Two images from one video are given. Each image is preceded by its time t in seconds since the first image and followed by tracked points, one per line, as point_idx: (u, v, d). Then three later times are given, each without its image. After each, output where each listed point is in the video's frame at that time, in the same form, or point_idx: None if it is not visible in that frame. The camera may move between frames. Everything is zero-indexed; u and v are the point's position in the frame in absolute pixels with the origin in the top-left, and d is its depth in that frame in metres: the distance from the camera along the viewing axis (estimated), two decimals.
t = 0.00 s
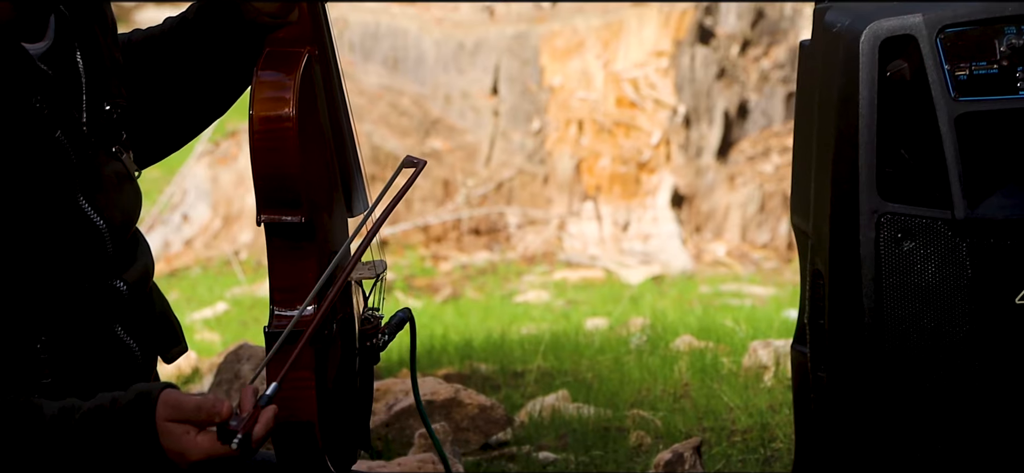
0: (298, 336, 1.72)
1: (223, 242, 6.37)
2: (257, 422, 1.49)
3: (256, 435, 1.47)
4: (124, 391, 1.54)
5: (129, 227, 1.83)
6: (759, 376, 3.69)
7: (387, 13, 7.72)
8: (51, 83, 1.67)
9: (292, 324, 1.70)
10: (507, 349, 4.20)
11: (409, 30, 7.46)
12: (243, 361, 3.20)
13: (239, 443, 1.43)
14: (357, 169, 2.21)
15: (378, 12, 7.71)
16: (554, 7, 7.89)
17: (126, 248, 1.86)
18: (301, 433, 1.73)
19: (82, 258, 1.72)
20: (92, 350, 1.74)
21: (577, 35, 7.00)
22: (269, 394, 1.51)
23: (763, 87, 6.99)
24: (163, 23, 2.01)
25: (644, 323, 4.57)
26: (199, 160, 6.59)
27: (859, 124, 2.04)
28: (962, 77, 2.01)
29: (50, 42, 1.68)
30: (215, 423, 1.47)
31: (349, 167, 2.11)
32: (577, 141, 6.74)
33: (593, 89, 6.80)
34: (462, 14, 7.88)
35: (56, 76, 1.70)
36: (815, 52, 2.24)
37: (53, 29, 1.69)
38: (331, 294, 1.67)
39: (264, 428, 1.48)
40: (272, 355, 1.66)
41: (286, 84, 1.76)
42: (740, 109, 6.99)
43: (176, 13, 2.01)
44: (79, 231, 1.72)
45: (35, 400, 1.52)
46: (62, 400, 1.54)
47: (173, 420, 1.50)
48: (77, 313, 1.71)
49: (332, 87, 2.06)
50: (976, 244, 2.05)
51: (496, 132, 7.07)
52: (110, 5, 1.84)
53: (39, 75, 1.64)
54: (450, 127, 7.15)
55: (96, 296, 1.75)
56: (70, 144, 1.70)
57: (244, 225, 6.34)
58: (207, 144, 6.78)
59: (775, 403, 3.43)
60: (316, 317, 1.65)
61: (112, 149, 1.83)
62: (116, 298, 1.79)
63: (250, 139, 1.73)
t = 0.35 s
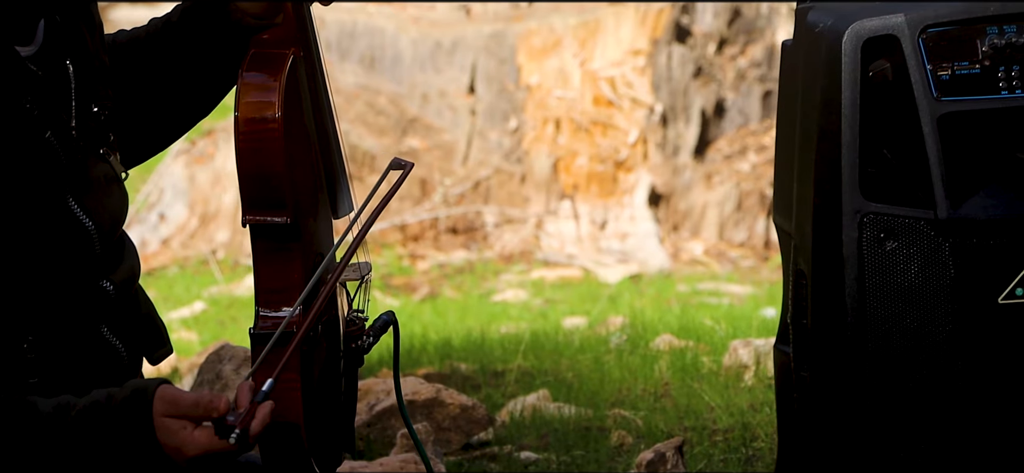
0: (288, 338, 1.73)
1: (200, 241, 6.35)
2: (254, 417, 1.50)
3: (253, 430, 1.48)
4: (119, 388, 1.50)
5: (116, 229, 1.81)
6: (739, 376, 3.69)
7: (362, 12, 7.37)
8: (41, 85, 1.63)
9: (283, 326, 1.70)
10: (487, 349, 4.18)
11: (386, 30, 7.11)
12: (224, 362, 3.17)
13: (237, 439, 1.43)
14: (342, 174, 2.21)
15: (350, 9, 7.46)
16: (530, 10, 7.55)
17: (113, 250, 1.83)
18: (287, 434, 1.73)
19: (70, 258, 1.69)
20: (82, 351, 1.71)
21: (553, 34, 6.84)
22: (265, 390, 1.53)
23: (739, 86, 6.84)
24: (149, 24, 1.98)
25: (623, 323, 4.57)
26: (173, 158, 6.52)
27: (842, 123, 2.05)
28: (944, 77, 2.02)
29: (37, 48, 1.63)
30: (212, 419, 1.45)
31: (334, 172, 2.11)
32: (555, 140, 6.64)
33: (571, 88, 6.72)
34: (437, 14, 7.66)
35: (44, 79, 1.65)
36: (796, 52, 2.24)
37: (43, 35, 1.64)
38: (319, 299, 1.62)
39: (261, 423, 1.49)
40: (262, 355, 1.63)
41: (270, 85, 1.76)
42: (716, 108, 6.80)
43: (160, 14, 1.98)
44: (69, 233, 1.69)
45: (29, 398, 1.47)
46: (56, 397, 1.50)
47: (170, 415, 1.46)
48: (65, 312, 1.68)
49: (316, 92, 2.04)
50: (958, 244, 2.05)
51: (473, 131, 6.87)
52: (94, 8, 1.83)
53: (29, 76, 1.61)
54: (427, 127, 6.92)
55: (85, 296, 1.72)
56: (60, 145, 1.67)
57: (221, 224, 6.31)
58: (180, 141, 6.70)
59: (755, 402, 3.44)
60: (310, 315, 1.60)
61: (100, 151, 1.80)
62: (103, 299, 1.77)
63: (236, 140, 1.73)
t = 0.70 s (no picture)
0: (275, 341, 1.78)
1: (183, 241, 6.18)
2: (250, 398, 1.46)
3: (248, 411, 1.45)
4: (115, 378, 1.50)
5: (114, 232, 1.79)
6: (726, 375, 3.70)
7: (343, 12, 6.75)
8: (38, 87, 1.68)
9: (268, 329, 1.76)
10: (472, 349, 4.17)
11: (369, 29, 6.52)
12: (213, 362, 3.16)
13: (231, 418, 1.42)
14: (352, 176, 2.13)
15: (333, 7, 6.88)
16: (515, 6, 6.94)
17: (111, 252, 1.82)
18: (250, 437, 1.77)
19: (67, 262, 1.68)
20: (76, 353, 1.70)
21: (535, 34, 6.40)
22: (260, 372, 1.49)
23: (723, 84, 6.39)
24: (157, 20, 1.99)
25: (607, 322, 4.56)
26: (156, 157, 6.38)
27: (831, 123, 2.05)
28: (935, 77, 2.02)
29: (33, 53, 1.69)
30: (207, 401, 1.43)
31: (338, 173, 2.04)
32: (538, 139, 6.26)
33: (553, 86, 6.25)
34: (419, 14, 7.00)
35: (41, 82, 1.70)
36: (786, 53, 2.24)
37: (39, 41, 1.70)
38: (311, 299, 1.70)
39: (256, 404, 1.45)
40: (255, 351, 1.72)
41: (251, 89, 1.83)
42: (699, 107, 6.37)
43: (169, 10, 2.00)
44: (65, 236, 1.67)
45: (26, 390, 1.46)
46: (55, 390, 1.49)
47: (165, 400, 1.46)
48: (59, 318, 1.67)
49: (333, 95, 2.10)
50: (949, 244, 2.05)
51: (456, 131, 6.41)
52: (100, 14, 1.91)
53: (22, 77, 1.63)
54: (410, 126, 6.40)
55: (81, 299, 1.71)
56: (54, 146, 1.67)
57: (204, 224, 6.16)
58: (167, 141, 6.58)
59: (743, 402, 3.44)
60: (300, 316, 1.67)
61: (95, 155, 1.79)
62: (99, 302, 1.76)
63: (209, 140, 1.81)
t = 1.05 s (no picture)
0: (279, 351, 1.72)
1: (167, 240, 6.14)
2: (263, 404, 1.43)
3: (261, 418, 1.42)
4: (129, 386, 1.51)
5: (114, 233, 1.81)
6: (715, 374, 3.70)
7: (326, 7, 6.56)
8: (40, 90, 1.69)
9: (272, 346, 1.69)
10: (460, 348, 4.16)
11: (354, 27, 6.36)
12: (203, 364, 3.13)
13: (245, 423, 1.38)
14: (350, 188, 2.02)
15: (316, 5, 6.77)
16: (500, 5, 6.77)
17: (112, 255, 1.84)
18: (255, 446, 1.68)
19: (69, 266, 1.70)
20: (73, 356, 1.72)
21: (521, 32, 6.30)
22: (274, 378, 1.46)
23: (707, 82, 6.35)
24: (157, 30, 2.01)
25: (594, 320, 4.54)
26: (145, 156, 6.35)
27: (823, 123, 2.05)
28: (926, 77, 2.03)
29: (34, 59, 1.70)
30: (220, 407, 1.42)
31: (334, 185, 1.92)
32: (524, 138, 6.22)
33: (540, 85, 6.20)
34: (404, 13, 6.87)
35: (43, 85, 1.70)
36: (777, 53, 2.24)
37: (39, 48, 1.71)
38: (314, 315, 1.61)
39: (268, 411, 1.42)
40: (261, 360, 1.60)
41: (246, 97, 1.77)
42: (685, 105, 6.33)
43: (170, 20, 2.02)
44: (67, 239, 1.69)
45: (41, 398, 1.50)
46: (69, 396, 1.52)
47: (178, 407, 1.46)
48: (61, 322, 1.69)
49: (336, 109, 2.01)
50: (940, 244, 2.06)
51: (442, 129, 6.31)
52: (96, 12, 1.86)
53: (27, 82, 1.66)
54: (395, 125, 6.29)
55: (81, 302, 1.73)
56: (58, 150, 1.69)
57: (189, 223, 6.14)
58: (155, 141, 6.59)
59: (732, 401, 3.45)
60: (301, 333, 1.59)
61: (96, 157, 1.80)
62: (99, 305, 1.78)
63: (201, 150, 1.75)
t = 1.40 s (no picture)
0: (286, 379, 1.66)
1: (151, 240, 6.11)
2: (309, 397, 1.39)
3: (308, 412, 1.38)
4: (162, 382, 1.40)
5: (108, 237, 1.80)
6: (701, 374, 3.70)
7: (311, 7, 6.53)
8: (35, 94, 1.68)
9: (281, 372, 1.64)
10: (447, 348, 4.16)
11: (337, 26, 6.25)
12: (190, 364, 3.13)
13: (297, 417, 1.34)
14: (338, 192, 2.00)
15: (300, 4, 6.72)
16: (485, 4, 6.68)
17: (105, 259, 1.83)
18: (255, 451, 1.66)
19: (67, 267, 1.69)
20: (67, 361, 1.71)
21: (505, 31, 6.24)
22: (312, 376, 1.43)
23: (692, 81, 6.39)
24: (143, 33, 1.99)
25: (580, 320, 4.53)
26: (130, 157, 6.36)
27: (811, 125, 2.05)
28: (914, 78, 2.03)
29: (28, 65, 1.69)
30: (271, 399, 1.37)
31: (321, 189, 1.91)
32: (507, 137, 6.12)
33: (524, 84, 6.12)
34: (388, 12, 6.80)
35: (39, 90, 1.69)
36: (765, 54, 2.23)
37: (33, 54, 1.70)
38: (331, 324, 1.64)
39: (316, 404, 1.38)
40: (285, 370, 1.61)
41: (232, 102, 1.75)
42: (670, 103, 6.36)
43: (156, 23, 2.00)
44: (64, 243, 1.68)
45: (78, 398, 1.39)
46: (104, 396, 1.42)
47: (224, 399, 1.37)
48: (56, 325, 1.68)
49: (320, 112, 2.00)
50: (928, 245, 2.06)
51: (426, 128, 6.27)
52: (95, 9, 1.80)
53: (22, 86, 1.64)
54: (379, 124, 6.22)
55: (75, 306, 1.72)
56: (53, 154, 1.68)
57: (173, 223, 6.10)
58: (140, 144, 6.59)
59: (719, 401, 3.45)
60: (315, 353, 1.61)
61: (90, 161, 1.78)
62: (91, 309, 1.77)
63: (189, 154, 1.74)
